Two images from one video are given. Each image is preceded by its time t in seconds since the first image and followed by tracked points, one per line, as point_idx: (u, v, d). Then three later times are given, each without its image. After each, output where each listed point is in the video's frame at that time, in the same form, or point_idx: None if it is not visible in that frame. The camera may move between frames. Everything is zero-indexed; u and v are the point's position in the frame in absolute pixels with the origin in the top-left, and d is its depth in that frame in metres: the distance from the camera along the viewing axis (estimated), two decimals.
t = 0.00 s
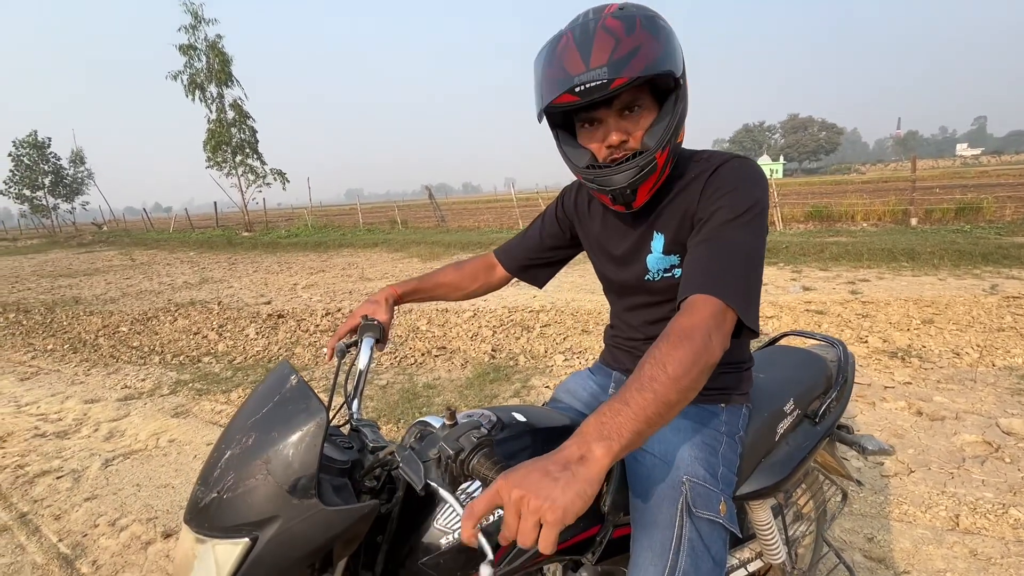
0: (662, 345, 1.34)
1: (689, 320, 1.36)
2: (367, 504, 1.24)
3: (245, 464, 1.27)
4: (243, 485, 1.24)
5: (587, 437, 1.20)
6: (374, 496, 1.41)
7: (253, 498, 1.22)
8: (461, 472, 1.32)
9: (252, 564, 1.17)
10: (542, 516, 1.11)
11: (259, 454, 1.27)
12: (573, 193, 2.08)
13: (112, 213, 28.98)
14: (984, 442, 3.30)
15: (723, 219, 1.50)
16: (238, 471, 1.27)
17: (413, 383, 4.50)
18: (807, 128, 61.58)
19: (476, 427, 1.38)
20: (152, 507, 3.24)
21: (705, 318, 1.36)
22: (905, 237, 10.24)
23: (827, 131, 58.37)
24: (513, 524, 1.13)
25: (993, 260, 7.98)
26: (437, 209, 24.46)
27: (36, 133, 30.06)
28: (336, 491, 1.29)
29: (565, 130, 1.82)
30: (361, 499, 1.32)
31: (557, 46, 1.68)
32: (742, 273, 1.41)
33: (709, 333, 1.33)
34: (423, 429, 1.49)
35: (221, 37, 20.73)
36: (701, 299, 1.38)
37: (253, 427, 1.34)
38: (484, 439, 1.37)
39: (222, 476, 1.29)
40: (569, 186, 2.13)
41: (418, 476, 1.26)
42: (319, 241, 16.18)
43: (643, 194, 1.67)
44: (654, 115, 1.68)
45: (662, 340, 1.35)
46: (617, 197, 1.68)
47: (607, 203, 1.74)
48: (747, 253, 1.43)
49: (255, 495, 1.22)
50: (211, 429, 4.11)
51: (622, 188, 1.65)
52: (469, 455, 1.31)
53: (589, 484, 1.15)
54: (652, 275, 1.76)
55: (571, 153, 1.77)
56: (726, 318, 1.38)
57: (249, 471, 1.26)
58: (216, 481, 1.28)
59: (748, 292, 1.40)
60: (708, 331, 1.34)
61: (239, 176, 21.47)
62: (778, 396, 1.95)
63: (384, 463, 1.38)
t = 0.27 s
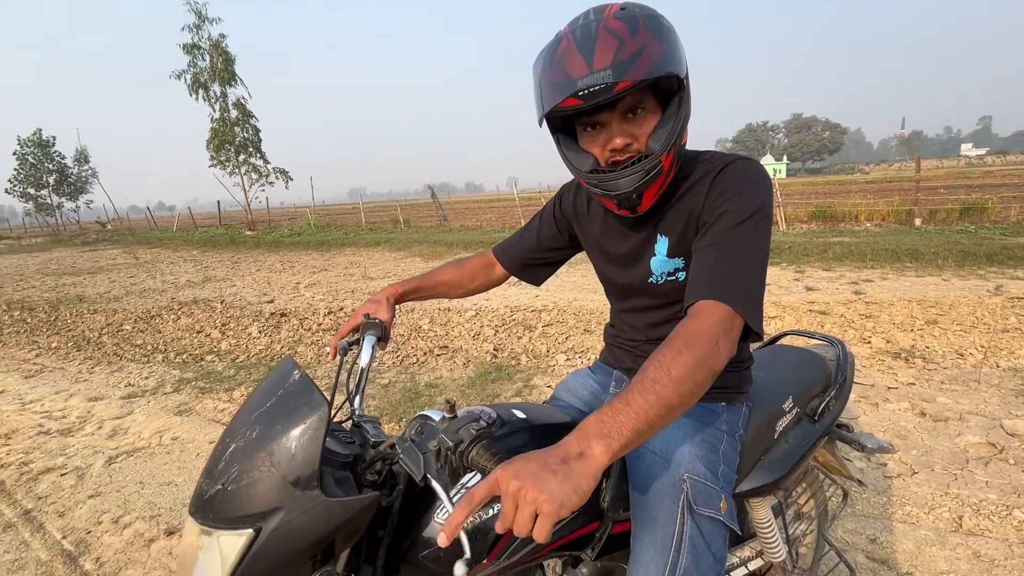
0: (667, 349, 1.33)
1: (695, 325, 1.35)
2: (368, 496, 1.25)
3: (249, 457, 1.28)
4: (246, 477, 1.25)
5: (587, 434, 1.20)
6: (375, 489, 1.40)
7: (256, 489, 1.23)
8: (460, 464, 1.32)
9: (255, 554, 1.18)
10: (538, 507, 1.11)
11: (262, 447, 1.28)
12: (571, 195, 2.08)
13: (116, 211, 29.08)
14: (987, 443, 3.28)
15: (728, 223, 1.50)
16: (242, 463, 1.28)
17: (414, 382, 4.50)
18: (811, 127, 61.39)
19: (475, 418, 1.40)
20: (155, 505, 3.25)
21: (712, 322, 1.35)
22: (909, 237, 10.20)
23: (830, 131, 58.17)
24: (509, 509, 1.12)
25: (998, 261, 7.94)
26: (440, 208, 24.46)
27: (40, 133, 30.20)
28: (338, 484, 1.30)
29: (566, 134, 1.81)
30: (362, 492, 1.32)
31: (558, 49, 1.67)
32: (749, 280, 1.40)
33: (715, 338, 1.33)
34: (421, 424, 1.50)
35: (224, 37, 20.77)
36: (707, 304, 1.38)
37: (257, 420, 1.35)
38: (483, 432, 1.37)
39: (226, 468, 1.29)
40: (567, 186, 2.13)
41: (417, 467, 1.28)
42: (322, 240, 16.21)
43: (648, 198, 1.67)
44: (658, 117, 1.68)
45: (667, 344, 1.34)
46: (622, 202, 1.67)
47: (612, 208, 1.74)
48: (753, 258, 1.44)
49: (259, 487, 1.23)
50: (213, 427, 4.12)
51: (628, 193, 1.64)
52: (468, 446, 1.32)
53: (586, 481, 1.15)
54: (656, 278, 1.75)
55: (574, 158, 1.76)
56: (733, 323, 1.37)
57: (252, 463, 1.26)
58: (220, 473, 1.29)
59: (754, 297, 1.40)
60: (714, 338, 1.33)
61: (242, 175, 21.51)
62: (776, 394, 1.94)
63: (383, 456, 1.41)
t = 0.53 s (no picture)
0: (664, 350, 1.34)
1: (693, 326, 1.36)
2: (367, 491, 1.25)
3: (251, 452, 1.29)
4: (248, 472, 1.26)
5: (585, 438, 1.21)
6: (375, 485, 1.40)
7: (258, 483, 1.23)
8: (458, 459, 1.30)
9: (257, 547, 1.19)
10: (532, 498, 1.11)
11: (264, 442, 1.29)
12: (573, 195, 2.09)
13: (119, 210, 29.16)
14: (990, 444, 3.28)
15: (727, 225, 1.50)
16: (244, 457, 1.29)
17: (416, 382, 4.51)
18: (814, 127, 61.24)
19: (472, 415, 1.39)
20: (158, 503, 3.26)
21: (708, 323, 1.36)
22: (912, 237, 10.17)
23: (833, 130, 58.03)
24: (506, 504, 1.13)
25: (1002, 261, 7.91)
26: (442, 208, 24.45)
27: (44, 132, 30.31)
28: (338, 479, 1.30)
29: (563, 135, 1.81)
30: (363, 487, 1.32)
31: (552, 56, 1.68)
32: (746, 282, 1.41)
33: (712, 340, 1.33)
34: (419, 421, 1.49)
35: (227, 37, 20.81)
36: (703, 307, 1.38)
37: (259, 416, 1.36)
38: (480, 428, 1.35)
39: (229, 463, 1.30)
40: (569, 187, 2.15)
41: (415, 459, 1.27)
42: (324, 239, 16.23)
43: (637, 205, 1.69)
44: (650, 124, 1.67)
45: (664, 346, 1.35)
46: (610, 208, 1.71)
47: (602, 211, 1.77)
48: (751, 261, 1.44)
49: (260, 481, 1.23)
50: (216, 426, 4.14)
51: (615, 200, 1.67)
52: (465, 442, 1.30)
53: (582, 480, 1.16)
54: (655, 279, 1.75)
55: (567, 162, 1.77)
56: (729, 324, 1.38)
57: (254, 458, 1.27)
58: (223, 467, 1.30)
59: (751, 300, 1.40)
60: (712, 340, 1.33)
61: (244, 174, 21.55)
62: (774, 393, 1.94)
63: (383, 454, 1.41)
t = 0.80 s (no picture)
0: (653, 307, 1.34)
1: (683, 290, 1.35)
2: (368, 491, 1.25)
3: (252, 452, 1.29)
4: (249, 472, 1.26)
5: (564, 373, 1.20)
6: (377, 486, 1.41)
7: (259, 484, 1.24)
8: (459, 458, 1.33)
9: (258, 548, 1.19)
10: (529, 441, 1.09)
11: (265, 443, 1.29)
12: (587, 189, 2.08)
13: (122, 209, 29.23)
14: (992, 445, 3.27)
15: (723, 205, 1.51)
16: (245, 458, 1.29)
17: (417, 382, 4.52)
18: (816, 127, 61.12)
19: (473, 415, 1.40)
20: (160, 502, 3.27)
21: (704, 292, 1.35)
22: (914, 237, 10.14)
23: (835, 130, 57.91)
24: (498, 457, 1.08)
25: (1004, 261, 7.88)
26: (443, 208, 24.45)
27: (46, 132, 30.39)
28: (339, 479, 1.31)
29: (577, 121, 1.83)
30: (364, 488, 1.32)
31: (567, 47, 1.68)
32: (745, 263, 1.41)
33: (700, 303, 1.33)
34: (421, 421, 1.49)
35: (229, 37, 20.84)
36: (698, 276, 1.37)
37: (260, 417, 1.36)
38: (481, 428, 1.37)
39: (230, 463, 1.31)
40: (583, 181, 2.13)
41: (416, 464, 1.27)
42: (326, 239, 16.25)
43: (638, 192, 1.69)
44: (658, 116, 1.67)
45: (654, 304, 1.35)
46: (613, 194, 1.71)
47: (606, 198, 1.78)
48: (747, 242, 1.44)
49: (261, 482, 1.24)
50: (218, 425, 4.15)
51: (618, 186, 1.68)
52: (467, 441, 1.32)
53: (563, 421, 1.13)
54: (658, 267, 1.76)
55: (578, 147, 1.79)
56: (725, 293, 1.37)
57: (255, 458, 1.28)
58: (224, 468, 1.30)
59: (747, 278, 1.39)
60: (698, 304, 1.32)
61: (246, 174, 21.58)
62: (775, 393, 1.94)
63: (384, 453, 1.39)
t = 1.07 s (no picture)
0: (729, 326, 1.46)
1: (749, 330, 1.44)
2: (373, 491, 1.26)
3: (259, 451, 1.30)
4: (257, 471, 1.27)
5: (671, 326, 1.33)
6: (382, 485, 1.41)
7: (267, 482, 1.25)
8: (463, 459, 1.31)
9: (264, 547, 1.20)
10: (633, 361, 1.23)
11: (272, 441, 1.30)
12: (593, 190, 2.08)
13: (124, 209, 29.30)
14: (994, 445, 3.27)
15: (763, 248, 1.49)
16: (252, 457, 1.30)
17: (419, 382, 4.52)
18: (817, 126, 61.02)
19: (479, 416, 1.37)
20: (163, 501, 3.29)
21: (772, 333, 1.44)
22: (916, 237, 10.13)
23: (837, 130, 57.82)
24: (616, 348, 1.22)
25: (1007, 261, 7.87)
26: (445, 208, 24.45)
27: (49, 132, 30.47)
28: (345, 478, 1.31)
29: (585, 119, 1.85)
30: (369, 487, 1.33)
31: (572, 50, 1.71)
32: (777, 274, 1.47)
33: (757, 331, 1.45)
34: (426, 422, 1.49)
35: (231, 37, 20.88)
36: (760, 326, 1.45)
37: (267, 416, 1.37)
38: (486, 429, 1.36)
39: (236, 462, 1.31)
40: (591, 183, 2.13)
41: (421, 462, 1.31)
42: (327, 239, 16.27)
43: (636, 189, 1.68)
44: (659, 115, 1.66)
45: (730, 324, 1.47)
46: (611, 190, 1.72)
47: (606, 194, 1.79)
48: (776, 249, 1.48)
49: (269, 480, 1.25)
50: (220, 425, 4.16)
51: (615, 181, 1.69)
52: (472, 442, 1.30)
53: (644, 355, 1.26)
54: (668, 267, 1.76)
55: (583, 143, 1.81)
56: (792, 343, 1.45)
57: (263, 457, 1.28)
58: (231, 466, 1.31)
59: (778, 287, 1.45)
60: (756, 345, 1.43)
61: (248, 174, 21.62)
62: (780, 393, 1.94)
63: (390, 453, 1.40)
